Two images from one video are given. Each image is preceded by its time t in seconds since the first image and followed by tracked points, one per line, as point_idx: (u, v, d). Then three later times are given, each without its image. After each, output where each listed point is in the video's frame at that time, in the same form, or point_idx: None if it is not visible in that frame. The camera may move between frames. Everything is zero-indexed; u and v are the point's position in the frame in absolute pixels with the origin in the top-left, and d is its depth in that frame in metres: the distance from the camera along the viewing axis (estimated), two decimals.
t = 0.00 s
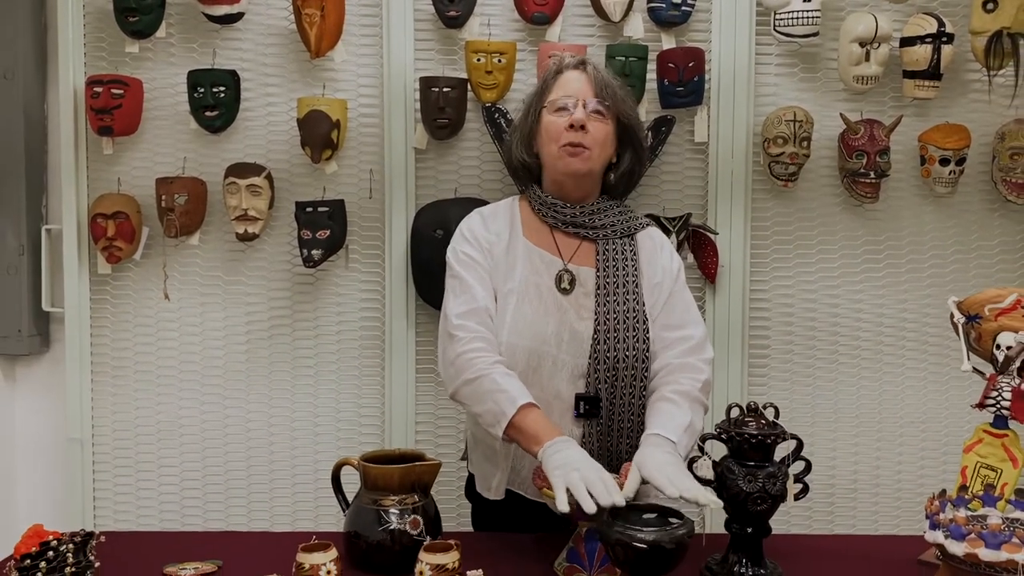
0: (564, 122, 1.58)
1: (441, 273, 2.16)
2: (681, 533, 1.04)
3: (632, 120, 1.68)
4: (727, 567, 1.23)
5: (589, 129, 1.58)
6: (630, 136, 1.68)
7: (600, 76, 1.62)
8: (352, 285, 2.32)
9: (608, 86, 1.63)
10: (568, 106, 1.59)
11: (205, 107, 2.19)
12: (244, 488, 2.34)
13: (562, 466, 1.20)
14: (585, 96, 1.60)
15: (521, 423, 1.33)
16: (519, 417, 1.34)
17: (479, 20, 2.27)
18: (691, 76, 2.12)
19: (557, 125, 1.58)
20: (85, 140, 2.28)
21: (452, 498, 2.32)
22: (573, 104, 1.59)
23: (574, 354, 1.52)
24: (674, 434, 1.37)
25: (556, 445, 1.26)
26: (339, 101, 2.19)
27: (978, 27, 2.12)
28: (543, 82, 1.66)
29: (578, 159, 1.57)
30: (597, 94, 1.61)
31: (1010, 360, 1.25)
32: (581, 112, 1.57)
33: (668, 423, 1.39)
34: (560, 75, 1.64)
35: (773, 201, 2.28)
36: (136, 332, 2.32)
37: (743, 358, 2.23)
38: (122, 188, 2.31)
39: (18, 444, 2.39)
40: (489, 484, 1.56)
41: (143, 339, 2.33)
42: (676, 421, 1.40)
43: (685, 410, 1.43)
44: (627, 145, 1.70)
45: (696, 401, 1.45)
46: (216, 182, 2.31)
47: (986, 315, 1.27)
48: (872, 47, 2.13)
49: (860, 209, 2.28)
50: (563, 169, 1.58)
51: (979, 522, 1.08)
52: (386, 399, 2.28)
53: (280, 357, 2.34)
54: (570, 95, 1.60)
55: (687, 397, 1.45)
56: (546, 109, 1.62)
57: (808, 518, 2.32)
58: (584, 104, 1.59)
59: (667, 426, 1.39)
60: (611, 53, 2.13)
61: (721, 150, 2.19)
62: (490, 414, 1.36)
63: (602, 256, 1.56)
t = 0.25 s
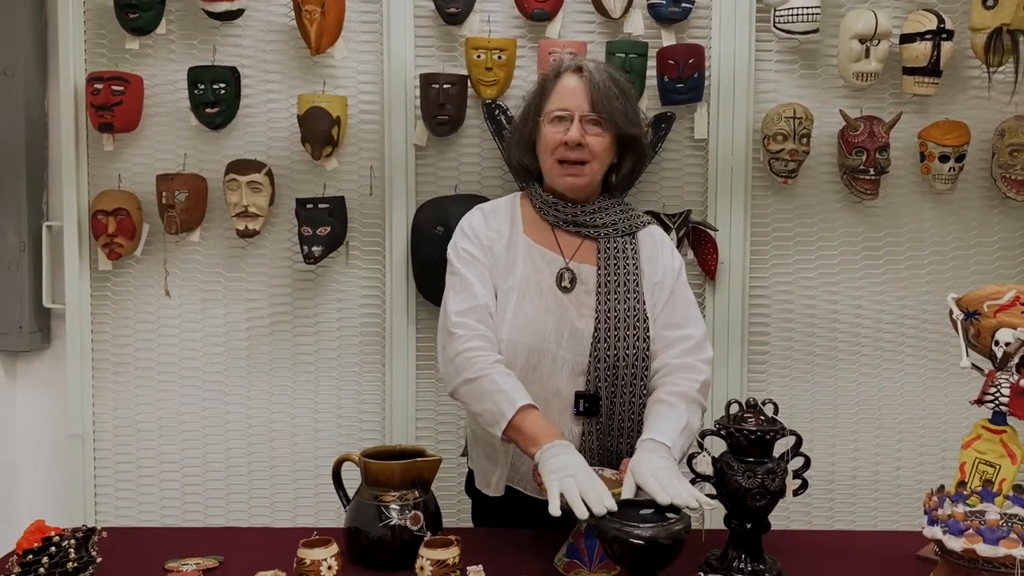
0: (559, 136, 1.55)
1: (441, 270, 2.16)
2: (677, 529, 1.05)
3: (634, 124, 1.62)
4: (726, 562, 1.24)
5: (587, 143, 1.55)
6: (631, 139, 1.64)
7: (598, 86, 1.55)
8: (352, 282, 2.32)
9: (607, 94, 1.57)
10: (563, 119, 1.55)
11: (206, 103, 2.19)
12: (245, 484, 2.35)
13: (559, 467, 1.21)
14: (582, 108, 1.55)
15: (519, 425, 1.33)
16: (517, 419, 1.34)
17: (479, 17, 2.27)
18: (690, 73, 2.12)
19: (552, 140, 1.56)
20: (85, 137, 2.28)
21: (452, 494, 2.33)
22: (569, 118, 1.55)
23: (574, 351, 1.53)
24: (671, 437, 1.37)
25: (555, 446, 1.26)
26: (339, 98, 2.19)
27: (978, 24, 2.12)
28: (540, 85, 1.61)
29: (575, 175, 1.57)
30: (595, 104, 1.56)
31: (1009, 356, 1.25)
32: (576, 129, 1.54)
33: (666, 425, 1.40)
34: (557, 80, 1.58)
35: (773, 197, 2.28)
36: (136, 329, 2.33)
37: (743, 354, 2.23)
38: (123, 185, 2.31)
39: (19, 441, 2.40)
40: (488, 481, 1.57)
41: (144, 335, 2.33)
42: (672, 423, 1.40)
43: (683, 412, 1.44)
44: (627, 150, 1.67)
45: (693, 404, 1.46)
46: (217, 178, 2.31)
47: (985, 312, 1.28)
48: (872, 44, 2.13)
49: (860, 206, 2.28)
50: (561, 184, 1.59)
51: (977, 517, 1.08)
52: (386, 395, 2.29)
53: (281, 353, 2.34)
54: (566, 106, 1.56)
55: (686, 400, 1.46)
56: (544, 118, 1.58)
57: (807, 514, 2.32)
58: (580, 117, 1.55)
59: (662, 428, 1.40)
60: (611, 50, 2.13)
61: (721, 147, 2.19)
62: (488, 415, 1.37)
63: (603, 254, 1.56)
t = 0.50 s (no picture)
0: (562, 157, 1.48)
1: (442, 265, 2.17)
2: (680, 525, 1.05)
3: (643, 142, 1.52)
4: (728, 558, 1.24)
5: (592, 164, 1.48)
6: (640, 157, 1.54)
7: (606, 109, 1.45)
8: (354, 277, 2.33)
9: (614, 115, 1.46)
10: (567, 140, 1.47)
11: (207, 99, 2.19)
12: (248, 479, 2.36)
13: (565, 469, 1.19)
14: (587, 130, 1.46)
15: (524, 422, 1.35)
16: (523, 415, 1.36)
17: (481, 12, 2.26)
18: (692, 69, 2.12)
19: (555, 159, 1.49)
20: (87, 132, 2.28)
21: (454, 490, 2.33)
22: (573, 139, 1.47)
23: (579, 347, 1.53)
24: (673, 435, 1.38)
25: (560, 444, 1.26)
26: (340, 93, 2.19)
27: (980, 19, 2.12)
28: (544, 96, 1.50)
29: (579, 193, 1.52)
30: (601, 127, 1.46)
31: (1010, 352, 1.25)
32: (580, 154, 1.46)
33: (667, 423, 1.40)
34: (561, 96, 1.48)
35: (775, 192, 2.28)
36: (139, 324, 2.33)
37: (744, 349, 2.23)
38: (125, 180, 2.31)
39: (22, 436, 2.40)
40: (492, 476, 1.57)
41: (146, 331, 2.33)
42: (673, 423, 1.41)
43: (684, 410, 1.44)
44: (635, 167, 1.58)
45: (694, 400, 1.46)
46: (218, 174, 2.31)
47: (987, 308, 1.28)
48: (874, 39, 2.13)
49: (861, 201, 2.28)
50: (564, 199, 1.54)
51: (978, 513, 1.09)
52: (388, 391, 2.29)
53: (283, 349, 2.34)
54: (570, 127, 1.46)
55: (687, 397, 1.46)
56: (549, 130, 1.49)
57: (808, 509, 2.33)
58: (585, 140, 1.46)
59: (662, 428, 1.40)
60: (612, 45, 2.13)
61: (723, 142, 2.19)
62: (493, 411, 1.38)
63: (607, 251, 1.55)
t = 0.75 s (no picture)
0: (573, 159, 1.47)
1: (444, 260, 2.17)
2: (684, 520, 1.05)
3: (648, 141, 1.53)
4: (731, 553, 1.24)
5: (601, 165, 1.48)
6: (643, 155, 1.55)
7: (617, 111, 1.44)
8: (355, 272, 2.32)
9: (625, 116, 1.46)
10: (577, 142, 1.46)
11: (208, 93, 2.18)
12: (249, 474, 2.36)
13: (565, 463, 1.19)
14: (599, 133, 1.45)
15: (524, 418, 1.34)
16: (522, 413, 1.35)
17: (482, 6, 2.26)
18: (694, 63, 2.12)
19: (565, 161, 1.48)
20: (87, 127, 2.27)
21: (456, 485, 2.34)
22: (584, 142, 1.45)
23: (578, 345, 1.53)
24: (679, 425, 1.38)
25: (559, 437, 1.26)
26: (341, 88, 2.19)
27: (982, 13, 2.11)
28: (553, 98, 1.47)
29: (585, 194, 1.52)
30: (612, 128, 1.45)
31: (1013, 348, 1.25)
32: (592, 156, 1.45)
33: (672, 413, 1.40)
34: (572, 98, 1.45)
35: (776, 187, 2.27)
36: (140, 319, 2.33)
37: (746, 345, 2.23)
38: (125, 175, 2.31)
39: (23, 431, 2.40)
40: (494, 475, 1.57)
41: (147, 326, 2.33)
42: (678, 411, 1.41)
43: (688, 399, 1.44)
44: (635, 163, 1.58)
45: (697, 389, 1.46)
46: (219, 169, 2.31)
47: (990, 303, 1.27)
48: (876, 34, 2.12)
49: (863, 196, 2.28)
50: (569, 198, 1.54)
51: (981, 509, 1.08)
52: (390, 386, 2.29)
53: (285, 344, 2.34)
54: (582, 130, 1.45)
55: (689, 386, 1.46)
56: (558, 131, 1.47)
57: (809, 504, 2.33)
58: (597, 143, 1.45)
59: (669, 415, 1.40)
60: (614, 40, 2.12)
61: (724, 137, 2.19)
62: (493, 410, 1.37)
63: (604, 248, 1.55)
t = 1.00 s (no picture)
0: (580, 158, 1.45)
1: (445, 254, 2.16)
2: (688, 516, 1.05)
3: (650, 138, 1.53)
4: (734, 548, 1.25)
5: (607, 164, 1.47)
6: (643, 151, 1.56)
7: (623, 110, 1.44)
8: (357, 266, 2.32)
9: (631, 115, 1.46)
10: (584, 142, 1.44)
11: (209, 87, 2.17)
12: (251, 468, 2.36)
13: (565, 451, 1.15)
14: (606, 131, 1.44)
15: (517, 414, 1.32)
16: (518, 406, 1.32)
17: None
18: (697, 57, 2.11)
19: (572, 159, 1.46)
20: (88, 120, 2.27)
21: (458, 478, 2.34)
22: (592, 140, 1.44)
23: (584, 342, 1.53)
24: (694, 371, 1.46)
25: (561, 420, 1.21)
26: (342, 81, 2.18)
27: (986, 7, 2.10)
28: (559, 96, 1.45)
29: (590, 192, 1.51)
30: (619, 127, 1.45)
31: (1017, 343, 1.25)
32: (600, 155, 1.44)
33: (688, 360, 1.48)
34: (579, 97, 1.44)
35: (779, 181, 2.27)
36: (141, 313, 2.33)
37: (748, 339, 2.23)
38: (126, 168, 2.30)
39: (25, 424, 2.40)
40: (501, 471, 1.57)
41: (149, 320, 2.33)
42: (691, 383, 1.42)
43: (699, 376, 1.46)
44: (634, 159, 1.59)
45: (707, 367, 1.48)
46: (220, 162, 2.31)
47: (994, 298, 1.27)
48: (880, 27, 2.12)
49: (865, 190, 2.28)
50: (573, 196, 1.53)
51: (985, 504, 1.08)
52: (392, 380, 2.29)
53: (286, 338, 2.34)
54: (590, 128, 1.44)
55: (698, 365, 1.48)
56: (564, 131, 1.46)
57: (811, 498, 2.33)
58: (604, 142, 1.45)
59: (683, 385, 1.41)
60: (616, 33, 2.11)
61: (727, 131, 2.18)
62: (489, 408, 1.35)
63: (608, 245, 1.55)
